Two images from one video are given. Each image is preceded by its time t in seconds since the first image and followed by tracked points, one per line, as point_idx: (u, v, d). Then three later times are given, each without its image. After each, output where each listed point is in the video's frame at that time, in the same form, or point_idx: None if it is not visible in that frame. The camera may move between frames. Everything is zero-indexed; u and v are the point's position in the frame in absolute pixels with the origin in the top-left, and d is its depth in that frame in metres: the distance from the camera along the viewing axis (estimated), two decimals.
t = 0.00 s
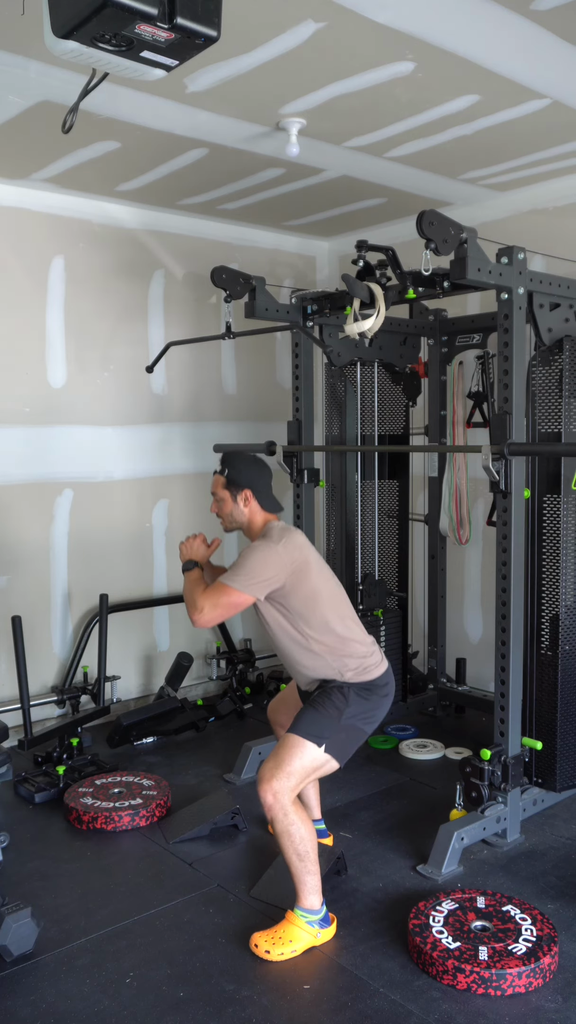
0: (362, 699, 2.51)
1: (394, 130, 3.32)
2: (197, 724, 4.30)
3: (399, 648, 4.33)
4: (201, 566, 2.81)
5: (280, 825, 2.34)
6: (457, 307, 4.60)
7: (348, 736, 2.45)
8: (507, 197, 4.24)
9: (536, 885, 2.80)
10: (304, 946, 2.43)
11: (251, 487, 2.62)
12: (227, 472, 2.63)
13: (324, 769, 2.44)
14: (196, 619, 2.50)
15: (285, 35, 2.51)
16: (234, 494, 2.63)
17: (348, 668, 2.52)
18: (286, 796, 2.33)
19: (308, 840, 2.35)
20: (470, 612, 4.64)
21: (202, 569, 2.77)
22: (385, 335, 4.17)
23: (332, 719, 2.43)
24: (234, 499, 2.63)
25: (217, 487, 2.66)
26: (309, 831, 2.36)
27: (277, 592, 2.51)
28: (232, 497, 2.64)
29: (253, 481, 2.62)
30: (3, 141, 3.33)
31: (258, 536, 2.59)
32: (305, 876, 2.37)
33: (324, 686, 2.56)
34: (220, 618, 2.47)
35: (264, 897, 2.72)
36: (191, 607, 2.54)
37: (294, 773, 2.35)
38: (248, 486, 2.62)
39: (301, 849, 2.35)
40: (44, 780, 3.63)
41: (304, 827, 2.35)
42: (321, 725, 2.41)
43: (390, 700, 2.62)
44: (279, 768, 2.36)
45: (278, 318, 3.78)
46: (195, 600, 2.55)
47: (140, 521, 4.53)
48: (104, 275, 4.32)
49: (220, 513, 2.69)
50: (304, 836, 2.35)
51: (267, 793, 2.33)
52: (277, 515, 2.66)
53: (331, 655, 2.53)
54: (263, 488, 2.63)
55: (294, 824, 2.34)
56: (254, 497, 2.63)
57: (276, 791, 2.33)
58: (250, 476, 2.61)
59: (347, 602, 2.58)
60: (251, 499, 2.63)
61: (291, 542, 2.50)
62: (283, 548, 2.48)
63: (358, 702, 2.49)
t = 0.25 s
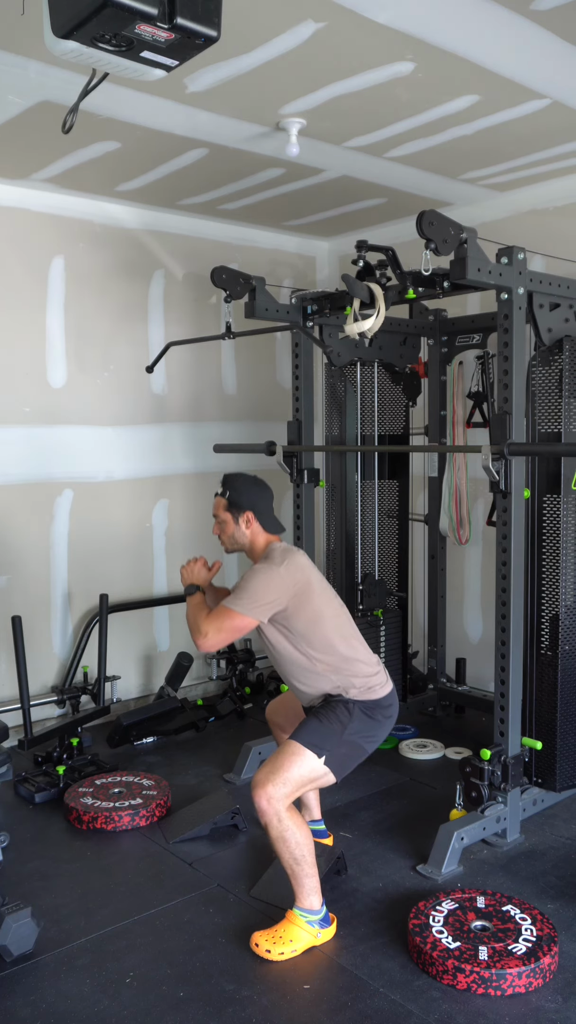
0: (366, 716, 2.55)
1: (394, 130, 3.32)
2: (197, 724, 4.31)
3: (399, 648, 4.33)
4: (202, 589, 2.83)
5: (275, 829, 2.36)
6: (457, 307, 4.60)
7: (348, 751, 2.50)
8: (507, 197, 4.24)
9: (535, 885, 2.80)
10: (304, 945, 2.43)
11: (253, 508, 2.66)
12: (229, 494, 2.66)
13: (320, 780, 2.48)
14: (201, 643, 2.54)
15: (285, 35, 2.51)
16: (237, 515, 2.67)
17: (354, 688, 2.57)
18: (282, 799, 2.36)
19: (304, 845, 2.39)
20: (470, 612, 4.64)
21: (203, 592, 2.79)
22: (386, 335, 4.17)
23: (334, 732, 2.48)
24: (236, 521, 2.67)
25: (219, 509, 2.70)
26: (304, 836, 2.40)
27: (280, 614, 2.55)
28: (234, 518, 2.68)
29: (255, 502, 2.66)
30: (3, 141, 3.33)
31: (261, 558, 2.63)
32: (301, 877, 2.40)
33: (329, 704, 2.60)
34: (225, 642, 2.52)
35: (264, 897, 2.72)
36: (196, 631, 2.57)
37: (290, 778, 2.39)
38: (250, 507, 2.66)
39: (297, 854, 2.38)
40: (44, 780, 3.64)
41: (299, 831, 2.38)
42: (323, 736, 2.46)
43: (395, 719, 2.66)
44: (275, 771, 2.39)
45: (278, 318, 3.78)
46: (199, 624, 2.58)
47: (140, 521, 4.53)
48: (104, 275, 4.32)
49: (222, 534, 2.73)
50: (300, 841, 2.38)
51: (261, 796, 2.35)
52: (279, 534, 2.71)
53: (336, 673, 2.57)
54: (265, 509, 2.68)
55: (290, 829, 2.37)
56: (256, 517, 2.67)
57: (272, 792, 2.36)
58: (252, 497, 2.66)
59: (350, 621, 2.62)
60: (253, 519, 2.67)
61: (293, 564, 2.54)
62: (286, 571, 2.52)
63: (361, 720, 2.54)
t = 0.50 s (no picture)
0: (371, 729, 2.55)
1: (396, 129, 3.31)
2: (197, 724, 4.30)
3: (400, 648, 4.32)
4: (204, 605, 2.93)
5: (276, 830, 2.36)
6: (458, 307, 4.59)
7: (354, 762, 2.48)
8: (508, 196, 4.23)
9: (537, 887, 2.79)
10: (305, 947, 2.41)
11: (255, 527, 2.65)
12: (231, 511, 2.64)
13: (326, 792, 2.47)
14: (201, 663, 2.63)
15: (285, 33, 2.50)
16: (239, 534, 2.65)
17: (360, 701, 2.57)
18: (281, 800, 2.36)
19: (307, 850, 2.37)
20: (471, 613, 4.63)
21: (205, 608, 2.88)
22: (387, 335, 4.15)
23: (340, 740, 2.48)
24: (238, 539, 2.66)
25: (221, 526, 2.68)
26: (307, 840, 2.38)
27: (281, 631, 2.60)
28: (236, 537, 2.66)
29: (256, 521, 2.65)
30: (2, 140, 3.32)
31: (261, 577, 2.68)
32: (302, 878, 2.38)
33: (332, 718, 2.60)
34: (225, 661, 2.57)
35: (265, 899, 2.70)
36: (197, 651, 2.66)
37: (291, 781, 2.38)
38: (252, 525, 2.64)
39: (298, 857, 2.37)
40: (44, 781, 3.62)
41: (301, 835, 2.37)
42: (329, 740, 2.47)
43: (401, 735, 2.66)
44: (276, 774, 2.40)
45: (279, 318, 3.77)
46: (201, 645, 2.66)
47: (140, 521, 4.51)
48: (104, 274, 4.30)
49: (223, 551, 2.72)
50: (302, 845, 2.37)
51: (263, 795, 2.36)
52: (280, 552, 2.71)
53: (339, 688, 2.59)
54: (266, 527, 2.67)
55: (292, 831, 2.36)
56: (258, 536, 2.66)
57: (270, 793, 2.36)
58: (253, 515, 2.64)
59: (352, 636, 2.65)
60: (255, 538, 2.66)
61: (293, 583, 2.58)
62: (286, 590, 2.56)
63: (367, 732, 2.53)
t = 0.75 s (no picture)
0: (373, 742, 2.58)
1: (394, 130, 3.32)
2: (197, 724, 4.31)
3: (399, 647, 4.35)
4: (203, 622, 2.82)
5: (273, 828, 2.39)
6: (457, 307, 4.60)
7: (351, 770, 2.54)
8: (507, 197, 4.25)
9: (535, 885, 2.80)
10: (304, 945, 2.44)
11: (252, 543, 2.69)
12: (228, 529, 2.69)
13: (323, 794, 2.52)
14: (203, 679, 2.57)
15: (285, 35, 2.51)
16: (236, 550, 2.69)
17: (363, 714, 2.59)
18: (280, 800, 2.39)
19: (303, 848, 2.40)
20: (470, 612, 4.65)
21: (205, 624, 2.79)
22: (386, 335, 4.19)
23: (342, 749, 2.53)
24: (236, 556, 2.70)
25: (218, 543, 2.72)
26: (304, 838, 2.41)
27: (283, 646, 2.59)
28: (233, 553, 2.70)
29: (254, 538, 2.69)
30: (3, 141, 3.34)
31: (262, 593, 2.69)
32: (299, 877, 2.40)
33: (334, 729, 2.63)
34: (227, 677, 2.54)
35: (264, 897, 2.72)
36: (198, 667, 2.60)
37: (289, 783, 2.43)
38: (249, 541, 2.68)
39: (295, 856, 2.39)
40: (44, 780, 3.64)
41: (298, 833, 2.40)
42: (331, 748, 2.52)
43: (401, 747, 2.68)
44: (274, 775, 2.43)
45: (277, 318, 3.78)
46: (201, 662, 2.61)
47: (140, 521, 4.53)
48: (104, 275, 4.32)
49: (222, 568, 2.75)
50: (298, 843, 2.40)
51: (260, 793, 2.39)
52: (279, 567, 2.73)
53: (341, 700, 2.61)
54: (264, 543, 2.70)
55: (289, 829, 2.39)
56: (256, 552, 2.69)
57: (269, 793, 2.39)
58: (250, 532, 2.68)
59: (355, 650, 2.66)
60: (253, 554, 2.69)
61: (293, 598, 2.60)
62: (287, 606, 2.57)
63: (369, 744, 2.57)
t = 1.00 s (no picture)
0: (374, 752, 2.59)
1: (395, 130, 3.32)
2: (197, 724, 4.30)
3: (399, 647, 4.34)
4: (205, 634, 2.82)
5: (271, 829, 2.39)
6: (457, 307, 4.60)
7: (351, 780, 2.54)
8: (507, 196, 4.24)
9: (535, 885, 2.80)
10: (305, 946, 2.44)
11: (252, 556, 2.69)
12: (229, 543, 2.70)
13: (321, 800, 2.52)
14: (203, 692, 2.58)
15: (285, 35, 2.51)
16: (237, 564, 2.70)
17: (364, 725, 2.60)
18: (278, 801, 2.39)
19: (302, 848, 2.40)
20: (470, 612, 4.64)
21: (206, 637, 2.78)
22: (386, 335, 4.18)
23: (343, 756, 2.54)
24: (237, 569, 2.70)
25: (218, 557, 2.73)
26: (303, 838, 2.41)
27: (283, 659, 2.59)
28: (234, 567, 2.71)
29: (255, 551, 2.69)
30: (3, 141, 3.33)
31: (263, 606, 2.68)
32: (298, 876, 2.40)
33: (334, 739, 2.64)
34: (227, 691, 2.54)
35: (264, 897, 2.72)
36: (198, 680, 2.61)
37: (289, 786, 2.43)
38: (249, 555, 2.69)
39: (294, 856, 2.39)
40: (44, 780, 3.64)
41: (297, 834, 2.40)
42: (331, 754, 2.53)
43: (402, 758, 2.69)
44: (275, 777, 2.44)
45: (278, 318, 3.78)
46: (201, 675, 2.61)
47: (140, 521, 4.53)
48: (104, 275, 4.32)
49: (223, 582, 2.76)
50: (297, 843, 2.39)
51: (258, 793, 2.40)
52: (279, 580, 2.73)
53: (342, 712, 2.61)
54: (264, 556, 2.71)
55: (288, 830, 2.39)
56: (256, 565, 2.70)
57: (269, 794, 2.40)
58: (250, 546, 2.69)
59: (355, 662, 2.66)
60: (253, 567, 2.70)
61: (293, 611, 2.59)
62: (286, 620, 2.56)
63: (370, 755, 2.58)
